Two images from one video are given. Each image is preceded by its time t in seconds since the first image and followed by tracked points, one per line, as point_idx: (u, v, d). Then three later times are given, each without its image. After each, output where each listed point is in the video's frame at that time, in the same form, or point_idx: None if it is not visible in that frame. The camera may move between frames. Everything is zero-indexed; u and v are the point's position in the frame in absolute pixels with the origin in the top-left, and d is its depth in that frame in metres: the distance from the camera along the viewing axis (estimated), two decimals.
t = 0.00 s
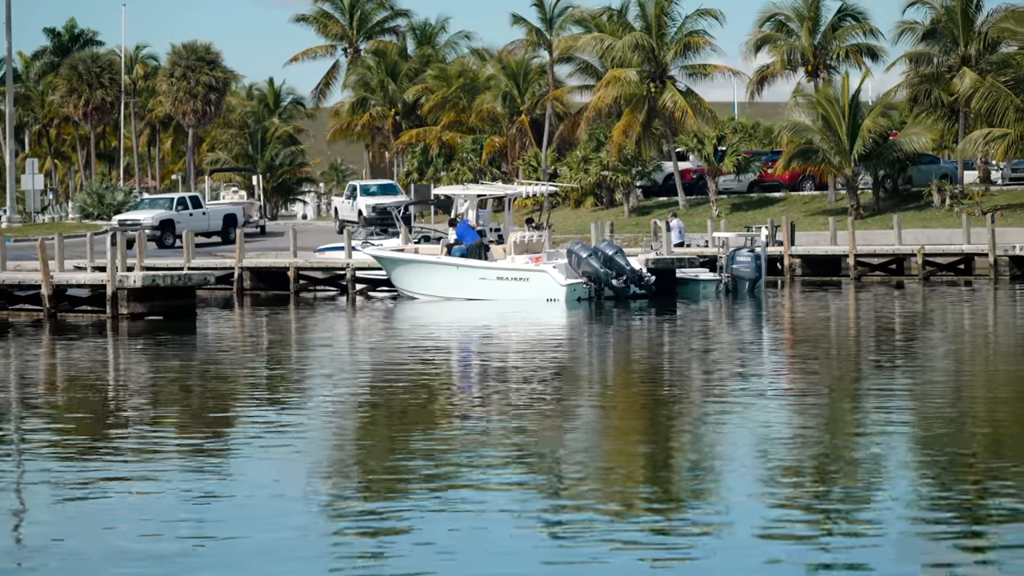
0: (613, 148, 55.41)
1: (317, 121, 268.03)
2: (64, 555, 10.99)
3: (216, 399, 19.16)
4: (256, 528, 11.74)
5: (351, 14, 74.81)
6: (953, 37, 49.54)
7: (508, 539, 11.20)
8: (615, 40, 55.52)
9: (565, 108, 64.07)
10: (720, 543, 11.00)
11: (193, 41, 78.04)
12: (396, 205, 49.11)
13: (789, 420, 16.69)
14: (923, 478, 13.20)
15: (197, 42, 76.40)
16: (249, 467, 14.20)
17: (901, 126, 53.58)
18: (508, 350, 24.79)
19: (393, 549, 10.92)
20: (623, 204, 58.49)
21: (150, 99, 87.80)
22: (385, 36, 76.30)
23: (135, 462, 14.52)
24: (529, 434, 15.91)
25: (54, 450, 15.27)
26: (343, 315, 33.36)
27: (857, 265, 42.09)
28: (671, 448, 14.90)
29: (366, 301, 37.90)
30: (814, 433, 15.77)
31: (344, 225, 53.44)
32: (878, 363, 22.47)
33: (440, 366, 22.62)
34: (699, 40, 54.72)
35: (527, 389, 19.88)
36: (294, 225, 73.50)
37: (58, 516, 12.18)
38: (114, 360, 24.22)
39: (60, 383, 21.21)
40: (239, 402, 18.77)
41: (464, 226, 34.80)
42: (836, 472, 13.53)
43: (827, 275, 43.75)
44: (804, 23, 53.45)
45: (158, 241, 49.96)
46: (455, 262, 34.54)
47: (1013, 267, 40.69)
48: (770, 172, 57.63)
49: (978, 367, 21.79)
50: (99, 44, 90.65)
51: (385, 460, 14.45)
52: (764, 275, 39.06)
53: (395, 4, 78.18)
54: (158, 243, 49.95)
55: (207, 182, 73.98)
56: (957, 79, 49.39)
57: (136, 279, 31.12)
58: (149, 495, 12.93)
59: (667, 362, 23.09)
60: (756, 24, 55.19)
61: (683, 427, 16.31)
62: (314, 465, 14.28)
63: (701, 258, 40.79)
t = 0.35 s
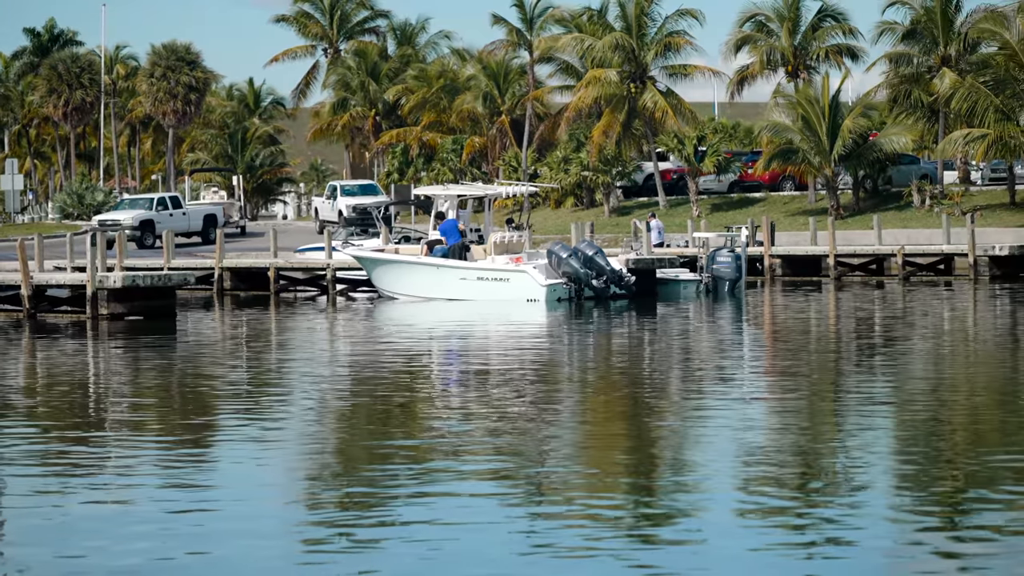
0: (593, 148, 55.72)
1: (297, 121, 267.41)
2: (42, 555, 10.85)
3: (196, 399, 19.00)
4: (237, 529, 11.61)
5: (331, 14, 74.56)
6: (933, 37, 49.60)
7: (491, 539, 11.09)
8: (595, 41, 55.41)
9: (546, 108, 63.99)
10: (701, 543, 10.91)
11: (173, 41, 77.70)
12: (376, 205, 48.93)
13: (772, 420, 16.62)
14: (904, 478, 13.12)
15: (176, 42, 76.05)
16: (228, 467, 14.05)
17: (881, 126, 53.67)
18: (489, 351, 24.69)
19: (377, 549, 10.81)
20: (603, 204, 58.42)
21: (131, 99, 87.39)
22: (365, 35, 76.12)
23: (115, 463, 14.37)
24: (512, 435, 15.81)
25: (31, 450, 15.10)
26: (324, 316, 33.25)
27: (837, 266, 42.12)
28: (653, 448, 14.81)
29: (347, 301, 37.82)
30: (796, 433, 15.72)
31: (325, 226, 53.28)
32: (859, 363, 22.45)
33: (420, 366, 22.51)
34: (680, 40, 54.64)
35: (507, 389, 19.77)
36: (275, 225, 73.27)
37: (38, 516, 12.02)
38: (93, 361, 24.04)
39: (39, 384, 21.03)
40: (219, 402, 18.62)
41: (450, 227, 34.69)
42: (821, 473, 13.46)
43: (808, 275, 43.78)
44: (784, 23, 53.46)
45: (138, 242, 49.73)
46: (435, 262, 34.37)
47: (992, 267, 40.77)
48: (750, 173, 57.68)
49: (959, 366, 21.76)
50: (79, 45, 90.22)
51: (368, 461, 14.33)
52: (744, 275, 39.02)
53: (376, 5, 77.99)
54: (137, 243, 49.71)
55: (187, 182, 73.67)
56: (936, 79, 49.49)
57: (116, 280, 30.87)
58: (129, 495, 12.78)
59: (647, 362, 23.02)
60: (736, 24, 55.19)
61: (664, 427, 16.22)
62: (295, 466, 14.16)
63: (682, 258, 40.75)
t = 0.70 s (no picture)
0: (584, 148, 55.41)
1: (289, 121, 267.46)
2: (34, 556, 10.78)
3: (187, 399, 18.97)
4: (228, 530, 11.54)
5: (323, 14, 74.53)
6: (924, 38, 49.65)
7: (483, 540, 11.04)
8: (587, 41, 55.34)
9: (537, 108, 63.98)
10: (695, 544, 10.86)
11: (164, 41, 77.54)
12: (368, 205, 48.87)
13: (764, 420, 16.61)
14: (896, 478, 13.10)
15: (168, 42, 75.88)
16: (221, 468, 14.00)
17: (872, 126, 53.74)
18: (481, 351, 24.66)
19: (369, 550, 10.76)
20: (595, 204, 58.44)
21: (122, 100, 87.14)
22: (357, 36, 76.05)
23: (106, 463, 14.30)
24: (505, 435, 15.76)
25: (24, 450, 15.04)
26: (316, 316, 33.23)
27: (829, 265, 42.18)
28: (644, 448, 14.78)
29: (339, 301, 37.83)
30: (789, 433, 15.70)
31: (316, 226, 53.19)
32: (851, 363, 22.46)
33: (412, 366, 22.50)
34: (671, 40, 54.62)
35: (500, 389, 19.74)
36: (266, 225, 73.20)
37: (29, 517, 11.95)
38: (85, 361, 23.96)
39: (32, 383, 20.99)
40: (211, 403, 18.56)
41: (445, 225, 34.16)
42: (814, 473, 13.43)
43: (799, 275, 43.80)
44: (776, 23, 53.45)
45: (129, 242, 49.62)
46: (427, 263, 34.35)
47: (983, 267, 40.84)
48: (741, 173, 57.75)
49: (950, 366, 21.78)
50: (71, 45, 89.97)
51: (360, 461, 14.28)
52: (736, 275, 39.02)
53: (368, 5, 77.98)
54: (129, 244, 49.59)
55: (179, 183, 73.50)
56: (927, 80, 49.55)
57: (107, 280, 30.71)
58: (121, 496, 12.71)
59: (639, 362, 23.02)
60: (728, 24, 55.21)
61: (657, 427, 16.21)
62: (287, 466, 14.11)
63: (674, 258, 40.75)
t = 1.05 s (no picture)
0: (587, 148, 55.43)
1: (291, 121, 267.57)
2: (36, 556, 10.77)
3: (189, 399, 18.96)
4: (230, 529, 11.55)
5: (325, 14, 74.52)
6: (927, 37, 49.58)
7: (485, 540, 11.01)
8: (589, 41, 55.38)
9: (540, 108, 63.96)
10: (698, 544, 10.85)
11: (167, 41, 77.58)
12: (371, 205, 48.87)
13: (766, 420, 16.60)
14: (897, 479, 13.06)
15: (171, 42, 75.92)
16: (222, 468, 13.99)
17: (875, 126, 53.69)
18: (483, 351, 24.64)
19: (371, 550, 10.72)
20: (597, 204, 58.42)
21: (125, 99, 87.16)
22: (359, 36, 76.07)
23: (110, 463, 14.31)
24: (507, 435, 15.76)
25: (27, 450, 15.05)
26: (319, 316, 33.24)
27: (832, 265, 42.19)
28: (646, 448, 14.78)
29: (342, 301, 37.86)
30: (791, 433, 15.70)
31: (319, 226, 53.22)
32: (854, 363, 22.42)
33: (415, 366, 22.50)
34: (674, 40, 54.60)
35: (502, 389, 19.73)
36: (269, 225, 73.24)
37: (31, 517, 11.95)
38: (88, 361, 23.97)
39: (34, 384, 20.99)
40: (213, 402, 18.57)
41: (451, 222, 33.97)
42: (817, 472, 13.43)
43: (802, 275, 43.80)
44: (779, 23, 53.46)
45: (132, 242, 49.67)
46: (429, 263, 34.35)
47: (987, 267, 40.80)
48: (744, 172, 57.76)
49: (953, 366, 21.74)
50: (74, 45, 89.98)
51: (362, 460, 14.29)
52: (739, 275, 38.99)
53: (371, 5, 77.99)
54: (131, 243, 49.65)
55: (181, 183, 73.53)
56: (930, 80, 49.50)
57: (110, 280, 30.68)
58: (124, 496, 12.72)
59: (641, 362, 23.00)
60: (730, 24, 55.21)
61: (658, 427, 16.19)
62: (289, 465, 14.11)
63: (677, 258, 40.76)
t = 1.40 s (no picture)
0: (587, 148, 55.43)
1: (292, 121, 267.63)
2: (37, 556, 10.76)
3: (189, 399, 18.96)
4: (231, 529, 11.54)
5: (326, 14, 74.50)
6: (927, 37, 49.59)
7: (485, 541, 10.99)
8: (589, 41, 55.38)
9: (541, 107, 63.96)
10: (699, 544, 10.83)
11: (167, 41, 77.56)
12: (371, 205, 48.87)
13: (766, 421, 16.59)
14: (897, 479, 13.06)
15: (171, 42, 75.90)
16: (222, 468, 13.98)
17: (875, 125, 53.68)
18: (483, 351, 24.63)
19: (371, 550, 10.72)
20: (597, 204, 58.39)
21: (125, 99, 87.11)
22: (359, 36, 76.05)
23: (110, 463, 14.30)
24: (507, 434, 15.75)
25: (28, 450, 15.05)
26: (319, 315, 33.25)
27: (832, 265, 42.19)
28: (646, 449, 14.77)
29: (342, 301, 37.87)
30: (792, 433, 15.68)
31: (319, 226, 53.23)
32: (854, 363, 22.41)
33: (414, 366, 22.49)
34: (674, 40, 54.58)
35: (501, 389, 19.72)
36: (269, 225, 73.24)
37: (33, 517, 11.95)
38: (88, 361, 23.96)
39: (33, 384, 21.00)
40: (213, 402, 18.55)
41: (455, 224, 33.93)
42: (817, 472, 13.42)
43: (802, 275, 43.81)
44: (779, 23, 53.44)
45: (132, 242, 49.67)
46: (429, 263, 34.33)
47: (987, 267, 40.78)
48: (744, 172, 57.75)
49: (953, 367, 21.73)
50: (74, 44, 89.95)
51: (362, 460, 14.28)
52: (739, 275, 38.97)
53: (371, 5, 78.00)
54: (131, 243, 49.65)
55: (182, 183, 73.52)
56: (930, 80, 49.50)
57: (110, 280, 30.65)
58: (124, 496, 12.70)
59: (641, 363, 22.99)
60: (730, 24, 55.20)
61: (658, 427, 16.18)
62: (289, 465, 14.10)
63: (677, 258, 40.76)
